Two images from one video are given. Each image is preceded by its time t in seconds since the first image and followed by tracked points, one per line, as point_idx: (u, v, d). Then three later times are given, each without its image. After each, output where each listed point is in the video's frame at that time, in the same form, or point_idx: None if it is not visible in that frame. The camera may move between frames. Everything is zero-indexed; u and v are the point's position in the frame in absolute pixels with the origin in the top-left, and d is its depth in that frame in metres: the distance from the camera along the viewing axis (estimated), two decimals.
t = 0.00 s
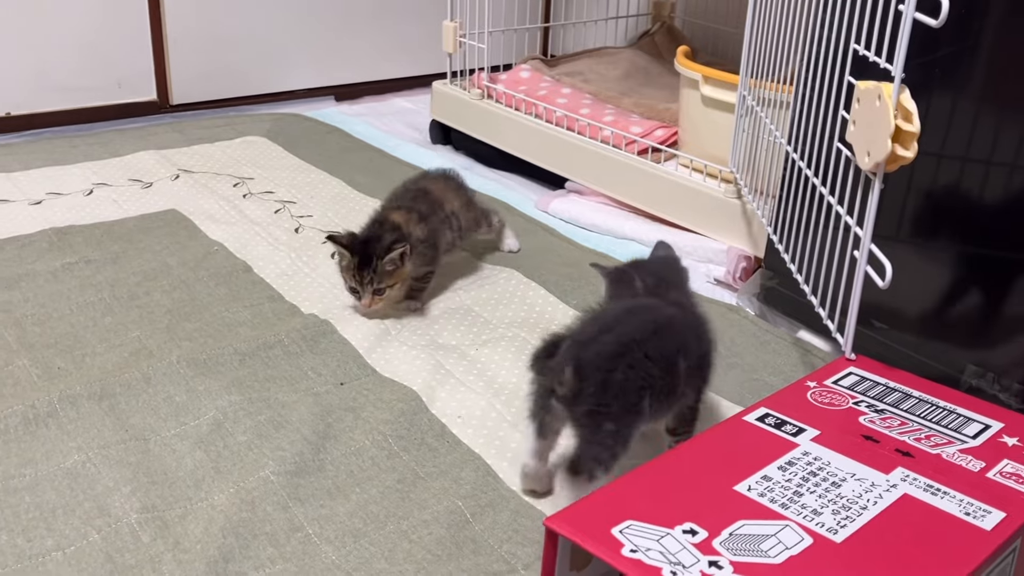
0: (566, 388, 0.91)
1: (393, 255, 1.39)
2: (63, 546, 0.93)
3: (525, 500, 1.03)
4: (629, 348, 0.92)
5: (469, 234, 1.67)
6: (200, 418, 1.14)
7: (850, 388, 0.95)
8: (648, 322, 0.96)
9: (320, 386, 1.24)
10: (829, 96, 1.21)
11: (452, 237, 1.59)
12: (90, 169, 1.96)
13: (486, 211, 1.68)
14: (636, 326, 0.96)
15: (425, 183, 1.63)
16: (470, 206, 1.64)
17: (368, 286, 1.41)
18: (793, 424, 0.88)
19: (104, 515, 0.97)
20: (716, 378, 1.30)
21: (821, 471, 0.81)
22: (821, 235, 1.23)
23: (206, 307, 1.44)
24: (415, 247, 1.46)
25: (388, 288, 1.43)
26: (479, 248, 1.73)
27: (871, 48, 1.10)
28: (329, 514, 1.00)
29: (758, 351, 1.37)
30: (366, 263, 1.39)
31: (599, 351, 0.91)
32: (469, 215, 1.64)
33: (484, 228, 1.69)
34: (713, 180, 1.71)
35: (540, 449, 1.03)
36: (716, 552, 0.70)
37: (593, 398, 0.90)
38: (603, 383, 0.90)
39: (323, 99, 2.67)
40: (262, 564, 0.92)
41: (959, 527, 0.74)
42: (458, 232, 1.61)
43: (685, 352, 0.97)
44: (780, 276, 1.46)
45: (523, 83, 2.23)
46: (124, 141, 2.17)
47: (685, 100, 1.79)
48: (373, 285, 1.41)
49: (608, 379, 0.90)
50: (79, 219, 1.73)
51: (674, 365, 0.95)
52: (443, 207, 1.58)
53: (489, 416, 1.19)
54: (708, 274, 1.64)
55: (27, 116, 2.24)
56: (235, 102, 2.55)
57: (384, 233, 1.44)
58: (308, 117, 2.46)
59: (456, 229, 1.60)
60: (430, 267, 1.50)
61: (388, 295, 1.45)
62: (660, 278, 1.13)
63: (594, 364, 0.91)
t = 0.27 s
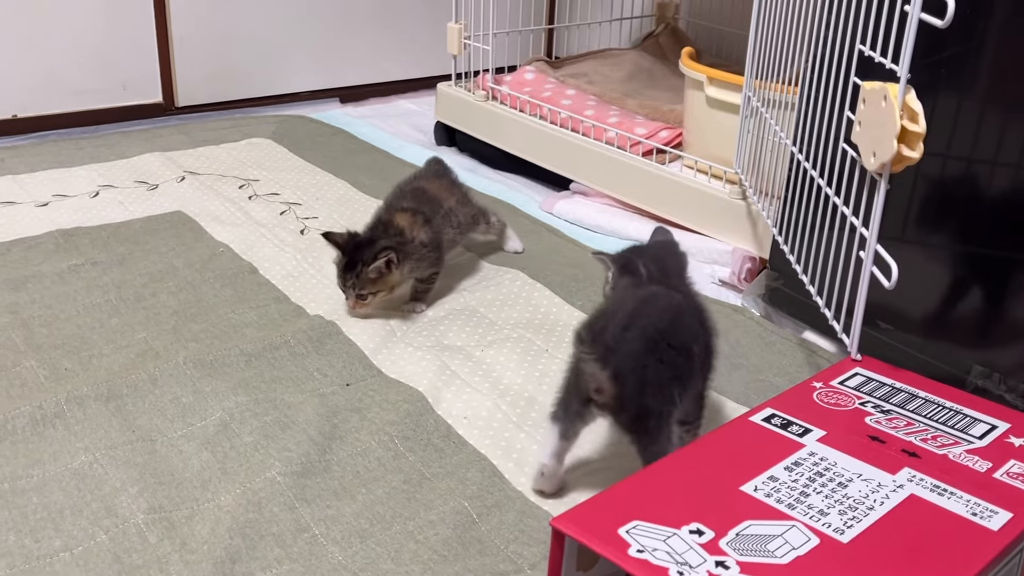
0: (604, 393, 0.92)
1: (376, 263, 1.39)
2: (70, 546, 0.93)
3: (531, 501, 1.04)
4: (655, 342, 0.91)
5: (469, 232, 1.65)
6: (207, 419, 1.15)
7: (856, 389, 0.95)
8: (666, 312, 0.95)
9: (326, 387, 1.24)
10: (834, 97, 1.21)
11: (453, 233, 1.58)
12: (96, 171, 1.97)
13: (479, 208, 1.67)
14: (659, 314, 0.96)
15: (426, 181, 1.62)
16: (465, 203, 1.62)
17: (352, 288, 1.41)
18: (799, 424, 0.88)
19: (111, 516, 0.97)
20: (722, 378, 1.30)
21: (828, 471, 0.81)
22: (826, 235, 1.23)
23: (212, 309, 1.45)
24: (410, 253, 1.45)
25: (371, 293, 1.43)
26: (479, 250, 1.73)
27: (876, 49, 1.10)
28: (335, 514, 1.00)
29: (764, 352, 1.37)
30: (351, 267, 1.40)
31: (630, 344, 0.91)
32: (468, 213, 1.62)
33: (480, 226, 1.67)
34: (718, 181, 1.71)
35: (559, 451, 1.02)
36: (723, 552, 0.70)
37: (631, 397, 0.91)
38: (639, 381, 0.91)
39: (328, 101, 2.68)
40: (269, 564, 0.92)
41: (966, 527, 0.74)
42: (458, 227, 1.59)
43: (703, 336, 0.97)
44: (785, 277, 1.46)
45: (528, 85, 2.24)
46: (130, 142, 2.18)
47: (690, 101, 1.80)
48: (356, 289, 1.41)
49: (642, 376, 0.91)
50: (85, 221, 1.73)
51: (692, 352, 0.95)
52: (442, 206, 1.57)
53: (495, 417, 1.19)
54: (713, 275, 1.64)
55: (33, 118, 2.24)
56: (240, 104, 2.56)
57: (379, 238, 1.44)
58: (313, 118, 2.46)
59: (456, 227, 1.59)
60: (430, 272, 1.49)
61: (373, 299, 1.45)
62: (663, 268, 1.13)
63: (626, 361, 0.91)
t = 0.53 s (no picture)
0: (634, 398, 0.91)
1: (348, 268, 1.37)
2: (75, 545, 0.93)
3: (535, 500, 1.03)
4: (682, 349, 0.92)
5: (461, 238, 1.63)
6: (211, 418, 1.15)
7: (861, 388, 0.95)
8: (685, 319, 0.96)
9: (330, 386, 1.24)
10: (839, 96, 1.20)
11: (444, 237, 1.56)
12: (101, 171, 1.97)
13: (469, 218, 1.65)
14: (684, 318, 0.96)
15: (414, 187, 1.61)
16: (453, 209, 1.59)
17: (323, 291, 1.40)
18: (804, 423, 0.88)
19: (116, 515, 0.97)
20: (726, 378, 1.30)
21: (832, 471, 0.81)
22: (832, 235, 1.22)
23: (216, 308, 1.45)
24: (385, 258, 1.44)
25: (343, 298, 1.41)
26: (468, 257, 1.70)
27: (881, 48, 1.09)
28: (339, 514, 1.00)
29: (769, 352, 1.37)
30: (324, 270, 1.38)
31: (666, 346, 0.91)
32: (457, 219, 1.60)
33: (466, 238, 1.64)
34: (723, 180, 1.70)
35: (574, 452, 1.03)
36: (728, 551, 0.70)
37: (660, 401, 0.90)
38: (670, 385, 0.90)
39: (332, 101, 2.68)
40: (274, 563, 0.92)
41: (970, 526, 0.74)
42: (450, 233, 1.57)
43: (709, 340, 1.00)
44: (790, 277, 1.46)
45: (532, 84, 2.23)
46: (134, 142, 2.18)
47: (695, 100, 1.79)
48: (326, 292, 1.39)
49: (673, 379, 0.91)
50: (90, 221, 1.74)
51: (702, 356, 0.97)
52: (429, 210, 1.55)
53: (499, 417, 1.19)
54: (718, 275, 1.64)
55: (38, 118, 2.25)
56: (244, 104, 2.56)
57: (356, 242, 1.42)
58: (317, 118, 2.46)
59: (446, 233, 1.56)
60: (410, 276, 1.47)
61: (350, 304, 1.43)
62: (667, 262, 1.12)
63: (663, 365, 0.90)
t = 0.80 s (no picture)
0: (655, 396, 0.93)
1: (321, 270, 1.35)
2: (81, 543, 0.93)
3: (541, 499, 1.03)
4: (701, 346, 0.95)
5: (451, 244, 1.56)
6: (217, 416, 1.15)
7: (867, 387, 0.95)
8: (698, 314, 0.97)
9: (335, 385, 1.24)
10: (845, 94, 1.20)
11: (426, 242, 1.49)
12: (106, 170, 1.97)
13: (461, 225, 1.57)
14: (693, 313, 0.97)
15: (406, 186, 1.53)
16: (443, 215, 1.52)
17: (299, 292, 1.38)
18: (810, 422, 0.88)
19: (122, 513, 0.97)
20: (732, 377, 1.30)
21: (839, 469, 0.80)
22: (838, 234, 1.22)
23: (222, 307, 1.45)
24: (356, 257, 1.40)
25: (319, 299, 1.39)
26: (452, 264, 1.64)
27: (887, 47, 1.09)
28: (345, 512, 1.00)
29: (774, 350, 1.37)
30: (299, 272, 1.37)
31: (690, 345, 0.92)
32: (446, 223, 1.53)
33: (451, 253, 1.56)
34: (728, 179, 1.70)
35: (586, 456, 1.00)
36: (734, 550, 0.70)
37: (681, 396, 0.93)
38: (690, 379, 0.94)
39: (337, 100, 2.68)
40: (279, 561, 0.92)
41: (977, 525, 0.74)
42: (433, 239, 1.50)
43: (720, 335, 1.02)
44: (795, 275, 1.46)
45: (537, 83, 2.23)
46: (140, 141, 2.19)
47: (700, 99, 1.79)
48: (302, 293, 1.38)
49: (694, 375, 0.94)
50: (96, 219, 1.74)
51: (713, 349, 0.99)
52: (414, 211, 1.48)
53: (505, 415, 1.19)
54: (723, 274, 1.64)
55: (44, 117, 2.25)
56: (250, 103, 2.56)
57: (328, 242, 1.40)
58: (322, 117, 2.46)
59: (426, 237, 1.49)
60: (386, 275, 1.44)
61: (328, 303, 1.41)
62: (660, 259, 1.13)
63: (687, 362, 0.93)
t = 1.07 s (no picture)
0: (685, 389, 0.97)
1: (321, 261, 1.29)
2: (86, 540, 0.93)
3: (545, 497, 1.03)
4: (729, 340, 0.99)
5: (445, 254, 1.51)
6: (222, 414, 1.15)
7: (872, 385, 0.95)
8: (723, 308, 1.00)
9: (340, 383, 1.24)
10: (850, 93, 1.20)
11: (415, 254, 1.45)
12: (112, 169, 1.97)
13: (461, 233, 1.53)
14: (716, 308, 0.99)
15: (402, 195, 1.48)
16: (440, 223, 1.48)
17: (293, 291, 1.31)
18: (815, 420, 0.88)
19: (127, 511, 0.98)
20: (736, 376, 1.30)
21: (844, 468, 0.80)
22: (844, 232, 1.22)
23: (227, 305, 1.45)
24: (351, 252, 1.35)
25: (317, 296, 1.33)
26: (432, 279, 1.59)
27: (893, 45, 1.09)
28: (349, 510, 1.00)
29: (779, 349, 1.37)
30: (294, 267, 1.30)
31: (722, 337, 0.96)
32: (444, 230, 1.49)
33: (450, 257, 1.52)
34: (733, 177, 1.70)
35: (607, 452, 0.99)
36: (739, 548, 0.70)
37: (709, 390, 0.97)
38: (718, 373, 0.98)
39: (342, 98, 2.68)
40: (284, 559, 0.92)
41: (983, 524, 0.74)
42: (425, 248, 1.46)
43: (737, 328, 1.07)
44: (800, 274, 1.46)
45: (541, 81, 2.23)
46: (145, 139, 2.19)
47: (704, 97, 1.79)
48: (298, 291, 1.31)
49: (722, 368, 0.98)
50: (101, 217, 1.74)
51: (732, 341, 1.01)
52: (410, 223, 1.44)
53: (509, 413, 1.19)
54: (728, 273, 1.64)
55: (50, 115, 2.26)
56: (254, 102, 2.56)
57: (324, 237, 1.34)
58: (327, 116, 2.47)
59: (417, 247, 1.45)
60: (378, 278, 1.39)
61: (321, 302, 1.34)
62: (645, 261, 1.12)
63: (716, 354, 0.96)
